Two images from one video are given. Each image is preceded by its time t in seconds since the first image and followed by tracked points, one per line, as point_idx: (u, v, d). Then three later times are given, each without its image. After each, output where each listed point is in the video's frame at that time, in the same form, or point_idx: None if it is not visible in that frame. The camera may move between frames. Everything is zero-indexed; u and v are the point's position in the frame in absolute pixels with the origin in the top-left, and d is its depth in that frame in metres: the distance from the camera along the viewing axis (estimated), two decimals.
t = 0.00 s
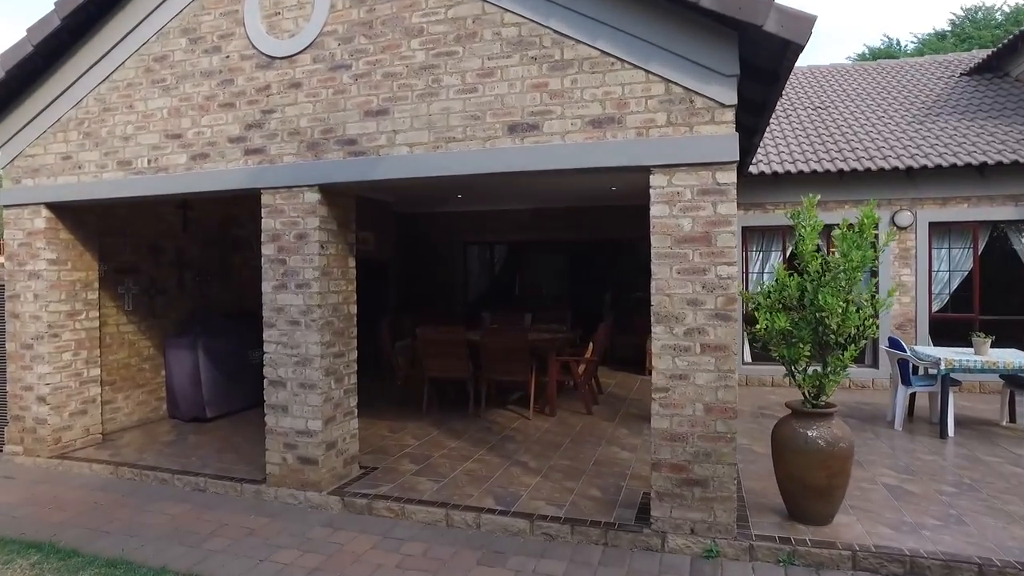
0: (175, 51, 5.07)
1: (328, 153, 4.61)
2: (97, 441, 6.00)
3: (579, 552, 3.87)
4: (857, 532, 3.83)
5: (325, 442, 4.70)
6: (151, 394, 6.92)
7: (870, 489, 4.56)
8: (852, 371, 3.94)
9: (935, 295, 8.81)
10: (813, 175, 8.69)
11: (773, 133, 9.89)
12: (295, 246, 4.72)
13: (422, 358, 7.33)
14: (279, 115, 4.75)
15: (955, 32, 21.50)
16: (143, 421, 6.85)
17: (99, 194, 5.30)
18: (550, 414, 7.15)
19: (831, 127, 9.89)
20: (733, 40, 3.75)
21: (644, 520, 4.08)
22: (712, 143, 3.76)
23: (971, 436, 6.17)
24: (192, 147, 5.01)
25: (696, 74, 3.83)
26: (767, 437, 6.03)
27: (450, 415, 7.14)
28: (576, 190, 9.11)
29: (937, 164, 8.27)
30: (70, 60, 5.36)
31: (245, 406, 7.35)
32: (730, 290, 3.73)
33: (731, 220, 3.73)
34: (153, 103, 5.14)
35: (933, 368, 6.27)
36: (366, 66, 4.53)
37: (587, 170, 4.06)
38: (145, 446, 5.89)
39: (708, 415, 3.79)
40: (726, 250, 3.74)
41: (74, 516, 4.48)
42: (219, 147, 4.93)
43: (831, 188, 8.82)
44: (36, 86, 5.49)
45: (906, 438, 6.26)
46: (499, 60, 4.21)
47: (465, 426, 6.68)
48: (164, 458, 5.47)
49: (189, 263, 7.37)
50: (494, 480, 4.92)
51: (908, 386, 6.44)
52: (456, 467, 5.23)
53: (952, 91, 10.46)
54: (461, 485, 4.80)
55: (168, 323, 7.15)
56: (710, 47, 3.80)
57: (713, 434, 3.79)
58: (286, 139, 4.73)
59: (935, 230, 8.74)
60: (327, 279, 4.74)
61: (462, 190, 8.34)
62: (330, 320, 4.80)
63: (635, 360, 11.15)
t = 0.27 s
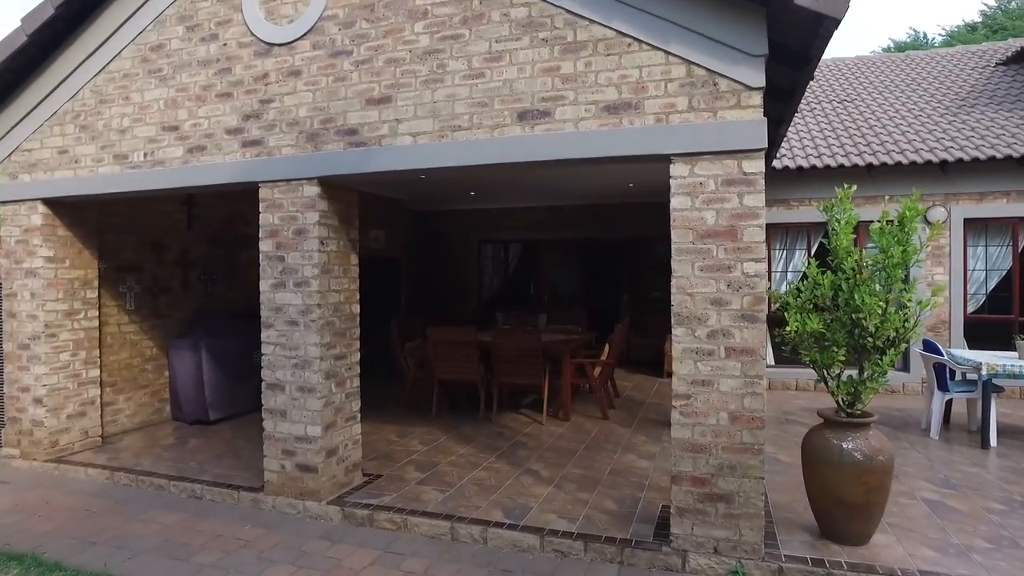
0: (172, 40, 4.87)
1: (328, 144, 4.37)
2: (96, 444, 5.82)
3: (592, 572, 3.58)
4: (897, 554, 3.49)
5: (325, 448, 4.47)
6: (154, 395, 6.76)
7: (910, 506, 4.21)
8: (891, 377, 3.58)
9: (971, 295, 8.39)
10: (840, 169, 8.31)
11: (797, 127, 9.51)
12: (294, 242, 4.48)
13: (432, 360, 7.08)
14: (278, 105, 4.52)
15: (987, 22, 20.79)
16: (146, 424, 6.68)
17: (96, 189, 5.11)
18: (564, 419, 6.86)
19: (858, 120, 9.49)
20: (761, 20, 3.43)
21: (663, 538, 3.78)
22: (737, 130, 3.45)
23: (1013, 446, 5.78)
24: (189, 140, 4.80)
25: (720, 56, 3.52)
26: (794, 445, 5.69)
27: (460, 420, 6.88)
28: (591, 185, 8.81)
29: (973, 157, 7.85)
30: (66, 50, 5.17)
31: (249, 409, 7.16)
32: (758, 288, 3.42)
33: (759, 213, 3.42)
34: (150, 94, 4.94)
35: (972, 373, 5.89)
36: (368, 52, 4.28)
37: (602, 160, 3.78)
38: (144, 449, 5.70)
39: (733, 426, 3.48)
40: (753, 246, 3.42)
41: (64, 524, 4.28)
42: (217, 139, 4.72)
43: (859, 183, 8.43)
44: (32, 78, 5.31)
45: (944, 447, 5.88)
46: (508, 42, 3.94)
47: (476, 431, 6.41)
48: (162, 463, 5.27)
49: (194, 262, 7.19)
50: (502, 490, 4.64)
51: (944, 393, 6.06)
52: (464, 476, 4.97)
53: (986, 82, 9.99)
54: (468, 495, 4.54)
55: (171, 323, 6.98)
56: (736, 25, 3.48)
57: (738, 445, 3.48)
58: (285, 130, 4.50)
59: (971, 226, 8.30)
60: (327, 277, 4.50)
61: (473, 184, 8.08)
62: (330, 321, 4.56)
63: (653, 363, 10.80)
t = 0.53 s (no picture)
0: (166, 30, 4.68)
1: (325, 138, 4.16)
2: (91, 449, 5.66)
3: None
4: None
5: (321, 457, 4.25)
6: (152, 398, 6.59)
7: (945, 523, 3.92)
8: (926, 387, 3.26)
9: (1000, 295, 8.05)
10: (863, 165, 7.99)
11: (817, 121, 9.20)
12: (289, 240, 4.28)
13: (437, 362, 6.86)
14: (273, 97, 4.32)
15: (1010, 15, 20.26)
16: (145, 427, 6.51)
17: (88, 186, 4.93)
18: (574, 424, 6.60)
19: (881, 114, 9.15)
20: None
21: (678, 557, 3.52)
22: (760, 118, 3.17)
23: None
24: (182, 134, 4.61)
25: (741, 38, 3.24)
26: (816, 454, 5.39)
27: (466, 425, 6.64)
28: (603, 180, 8.54)
29: (1003, 151, 7.51)
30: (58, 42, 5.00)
31: (250, 412, 6.98)
32: (782, 289, 3.15)
33: (784, 208, 3.14)
34: (143, 86, 4.75)
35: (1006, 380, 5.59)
36: (366, 40, 4.06)
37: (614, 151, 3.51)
38: (140, 454, 5.52)
39: (755, 438, 3.21)
40: (777, 243, 3.15)
41: (50, 535, 4.10)
42: (211, 133, 4.52)
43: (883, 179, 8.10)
44: (24, 71, 5.15)
45: (977, 457, 5.57)
46: (514, 27, 3.70)
47: (482, 436, 6.18)
48: (157, 469, 5.08)
49: (195, 261, 7.02)
50: (508, 502, 4.41)
51: (976, 401, 5.76)
52: (468, 485, 4.74)
53: (1015, 74, 9.61)
54: (472, 507, 4.31)
55: (171, 324, 6.81)
56: (759, 5, 3.22)
57: (761, 459, 3.22)
58: (281, 123, 4.29)
59: (1000, 224, 7.96)
60: (324, 277, 4.28)
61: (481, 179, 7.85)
62: (327, 324, 4.34)
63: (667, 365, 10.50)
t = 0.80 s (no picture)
0: (152, 16, 4.44)
1: (316, 128, 3.90)
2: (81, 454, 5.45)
3: None
4: None
5: (312, 468, 3.99)
6: (148, 401, 6.39)
7: (992, 549, 3.55)
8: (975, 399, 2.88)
9: None
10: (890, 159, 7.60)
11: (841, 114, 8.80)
12: (279, 237, 4.02)
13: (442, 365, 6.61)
14: (263, 85, 4.06)
15: None
16: (140, 431, 6.31)
17: (75, 181, 4.71)
18: (584, 431, 6.29)
19: (909, 106, 8.73)
20: None
21: None
22: (787, 100, 2.85)
23: None
24: (170, 125, 4.36)
25: (766, 11, 2.92)
26: (843, 466, 5.05)
27: (471, 431, 6.37)
28: (617, 174, 8.21)
29: None
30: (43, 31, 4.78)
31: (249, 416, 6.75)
32: (812, 291, 2.83)
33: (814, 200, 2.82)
34: (129, 76, 4.51)
35: None
36: (360, 23, 3.79)
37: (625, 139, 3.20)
38: (131, 460, 5.31)
39: (782, 455, 2.89)
40: (806, 239, 2.82)
41: (26, 549, 3.88)
42: (199, 125, 4.27)
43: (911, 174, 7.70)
44: (10, 62, 4.94)
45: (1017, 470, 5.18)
46: (516, 5, 3.41)
47: (488, 444, 5.89)
48: (146, 477, 4.86)
49: (193, 260, 6.81)
50: (511, 517, 4.11)
51: (1016, 411, 5.39)
52: (470, 498, 4.45)
53: None
54: (472, 523, 4.02)
55: (168, 324, 6.61)
56: None
57: (788, 479, 2.89)
58: (270, 112, 4.04)
59: None
60: (315, 276, 4.02)
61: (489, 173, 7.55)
62: (318, 326, 4.08)
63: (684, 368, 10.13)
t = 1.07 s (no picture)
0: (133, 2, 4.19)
1: (302, 119, 3.64)
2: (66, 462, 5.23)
3: None
4: None
5: (298, 482, 3.73)
6: (139, 406, 6.17)
7: None
8: None
9: None
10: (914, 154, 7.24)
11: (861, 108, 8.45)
12: (264, 235, 3.77)
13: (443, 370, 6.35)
14: (247, 73, 3.81)
15: None
16: (130, 437, 6.09)
17: (54, 177, 4.48)
18: (592, 440, 6.01)
19: (933, 98, 8.36)
20: None
21: None
22: (815, 81, 2.54)
23: None
24: (150, 117, 4.12)
25: None
26: (867, 479, 4.73)
27: (474, 438, 6.10)
28: (627, 168, 7.91)
29: None
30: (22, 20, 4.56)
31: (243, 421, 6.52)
32: (843, 294, 2.53)
33: (846, 192, 2.51)
34: (110, 66, 4.27)
35: None
36: (348, 5, 3.53)
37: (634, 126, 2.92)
38: (117, 468, 5.08)
39: (808, 477, 2.59)
40: (836, 237, 2.53)
41: None
42: (180, 116, 4.02)
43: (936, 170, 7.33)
44: None
45: None
46: None
47: (490, 453, 5.62)
48: (129, 488, 4.62)
49: (187, 259, 6.58)
50: (511, 536, 3.84)
51: None
52: (468, 514, 4.18)
53: None
54: (469, 542, 3.75)
55: (160, 327, 6.39)
56: None
57: (815, 503, 2.59)
58: (255, 103, 3.78)
59: None
60: (301, 277, 3.76)
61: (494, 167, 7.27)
62: (305, 330, 3.82)
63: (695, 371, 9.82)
